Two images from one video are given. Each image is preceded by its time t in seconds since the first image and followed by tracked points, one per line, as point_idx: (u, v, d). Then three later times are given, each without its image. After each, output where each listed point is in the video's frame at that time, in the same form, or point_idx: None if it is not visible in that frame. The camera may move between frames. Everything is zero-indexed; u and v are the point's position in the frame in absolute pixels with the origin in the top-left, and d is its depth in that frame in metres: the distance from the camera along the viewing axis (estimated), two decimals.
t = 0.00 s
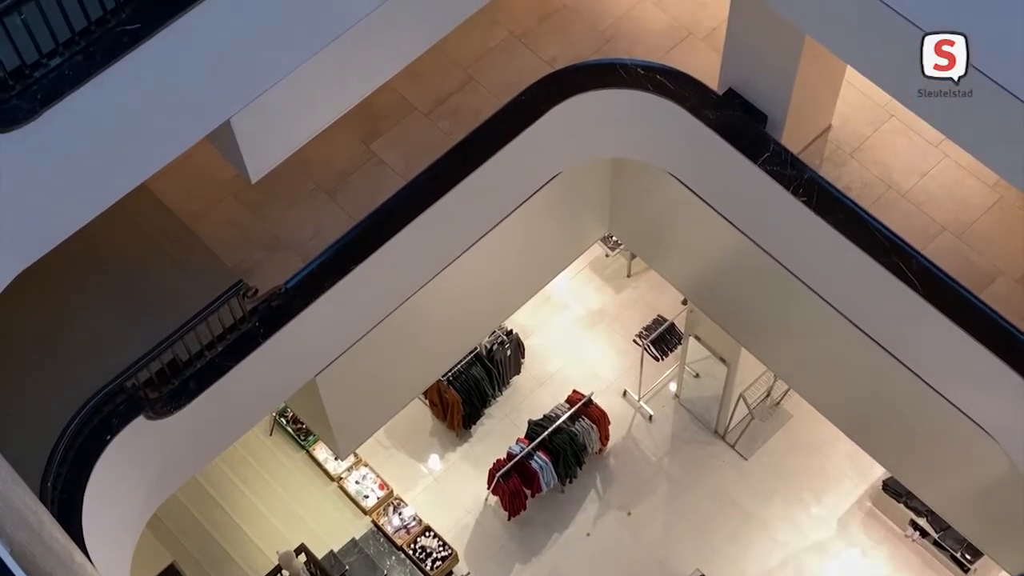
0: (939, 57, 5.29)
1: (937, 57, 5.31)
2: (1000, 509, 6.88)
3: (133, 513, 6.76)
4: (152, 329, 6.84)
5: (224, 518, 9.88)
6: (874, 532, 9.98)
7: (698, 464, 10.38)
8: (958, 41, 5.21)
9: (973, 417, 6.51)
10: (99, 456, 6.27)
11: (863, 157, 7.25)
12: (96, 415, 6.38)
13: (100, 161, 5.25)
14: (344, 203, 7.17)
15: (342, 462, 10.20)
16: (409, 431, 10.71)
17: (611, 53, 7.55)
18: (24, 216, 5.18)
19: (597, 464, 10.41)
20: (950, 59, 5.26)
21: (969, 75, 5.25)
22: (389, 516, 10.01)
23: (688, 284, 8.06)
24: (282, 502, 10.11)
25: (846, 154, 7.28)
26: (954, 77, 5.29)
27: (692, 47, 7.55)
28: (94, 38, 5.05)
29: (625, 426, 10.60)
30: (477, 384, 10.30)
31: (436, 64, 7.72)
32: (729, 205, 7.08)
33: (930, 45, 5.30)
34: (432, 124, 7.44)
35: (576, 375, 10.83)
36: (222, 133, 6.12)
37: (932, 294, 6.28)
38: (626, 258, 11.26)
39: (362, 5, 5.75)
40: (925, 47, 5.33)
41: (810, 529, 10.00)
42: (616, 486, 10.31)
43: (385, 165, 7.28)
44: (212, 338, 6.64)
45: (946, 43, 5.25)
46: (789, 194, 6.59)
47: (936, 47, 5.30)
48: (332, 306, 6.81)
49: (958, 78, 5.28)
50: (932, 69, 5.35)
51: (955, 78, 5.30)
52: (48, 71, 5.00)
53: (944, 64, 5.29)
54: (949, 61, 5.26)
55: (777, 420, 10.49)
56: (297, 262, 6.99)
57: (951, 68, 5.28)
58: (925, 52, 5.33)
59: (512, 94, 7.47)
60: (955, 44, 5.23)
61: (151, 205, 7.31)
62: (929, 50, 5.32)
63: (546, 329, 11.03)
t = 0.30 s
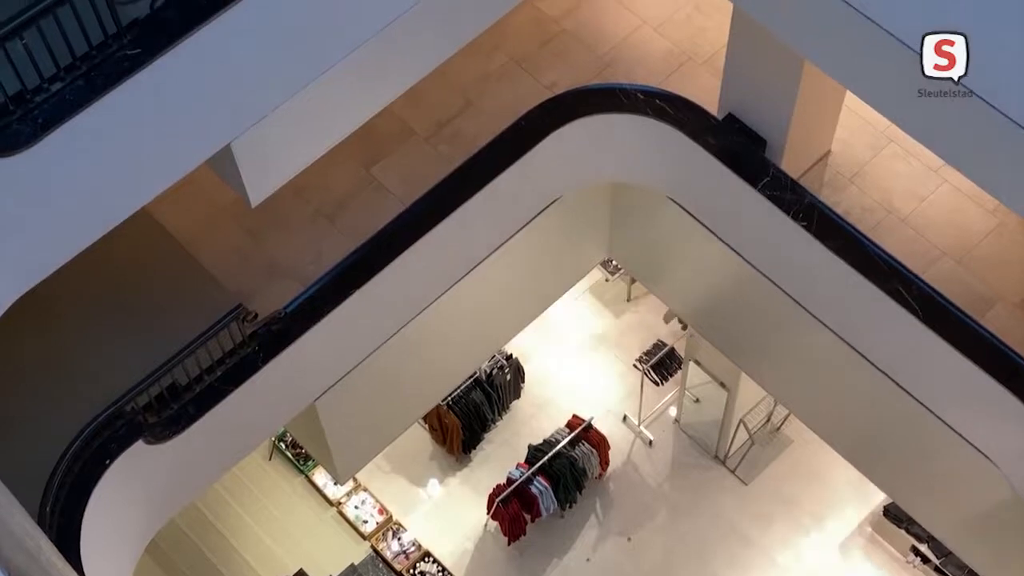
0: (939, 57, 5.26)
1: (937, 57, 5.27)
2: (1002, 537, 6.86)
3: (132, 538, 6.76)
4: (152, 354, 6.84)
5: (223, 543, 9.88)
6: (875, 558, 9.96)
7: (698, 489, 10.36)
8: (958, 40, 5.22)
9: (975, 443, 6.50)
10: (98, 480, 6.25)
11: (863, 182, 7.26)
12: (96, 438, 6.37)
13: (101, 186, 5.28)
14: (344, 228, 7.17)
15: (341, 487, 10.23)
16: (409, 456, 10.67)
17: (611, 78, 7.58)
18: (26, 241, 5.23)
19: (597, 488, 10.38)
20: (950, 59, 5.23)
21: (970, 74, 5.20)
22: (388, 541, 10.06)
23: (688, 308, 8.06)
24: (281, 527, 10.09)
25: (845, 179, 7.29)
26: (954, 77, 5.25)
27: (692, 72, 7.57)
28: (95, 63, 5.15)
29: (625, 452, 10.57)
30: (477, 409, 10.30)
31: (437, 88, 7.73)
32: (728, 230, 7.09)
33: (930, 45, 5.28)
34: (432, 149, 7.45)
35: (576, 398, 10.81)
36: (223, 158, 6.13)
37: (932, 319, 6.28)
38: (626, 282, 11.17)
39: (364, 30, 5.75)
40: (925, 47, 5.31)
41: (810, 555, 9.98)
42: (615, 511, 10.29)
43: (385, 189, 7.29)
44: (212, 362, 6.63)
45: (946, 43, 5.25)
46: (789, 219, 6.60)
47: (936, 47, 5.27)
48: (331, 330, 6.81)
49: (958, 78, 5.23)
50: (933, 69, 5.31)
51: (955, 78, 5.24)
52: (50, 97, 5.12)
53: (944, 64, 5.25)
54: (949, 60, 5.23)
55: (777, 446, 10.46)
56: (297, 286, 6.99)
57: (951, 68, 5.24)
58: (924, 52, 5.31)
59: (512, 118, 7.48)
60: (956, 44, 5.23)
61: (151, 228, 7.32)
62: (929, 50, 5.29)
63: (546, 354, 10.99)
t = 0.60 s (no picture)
0: (939, 56, 5.16)
1: (937, 57, 5.18)
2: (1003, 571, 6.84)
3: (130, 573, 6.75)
4: (151, 386, 6.84)
5: None
6: None
7: (698, 519, 10.34)
8: (958, 41, 5.05)
9: (976, 475, 6.49)
10: (96, 512, 6.22)
11: (861, 214, 7.28)
12: (94, 469, 6.34)
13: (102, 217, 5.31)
14: (344, 259, 7.18)
15: (340, 519, 10.25)
16: (408, 488, 10.64)
17: (611, 110, 7.62)
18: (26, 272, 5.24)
19: (596, 519, 10.36)
20: (950, 59, 5.14)
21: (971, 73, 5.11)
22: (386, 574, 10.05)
23: (688, 340, 8.07)
24: (281, 561, 10.00)
25: (844, 211, 7.31)
26: (954, 77, 5.17)
27: (691, 104, 7.61)
28: (97, 94, 5.18)
29: (624, 483, 10.56)
30: (477, 440, 10.30)
31: (436, 119, 7.76)
32: (728, 262, 7.10)
33: (931, 45, 5.14)
34: (432, 180, 7.47)
35: (576, 428, 10.80)
36: (223, 191, 6.14)
37: (932, 350, 6.27)
38: (626, 313, 11.16)
39: (364, 61, 5.79)
40: (925, 47, 5.17)
41: None
42: (615, 542, 10.26)
43: (385, 220, 7.30)
44: (211, 393, 6.62)
45: (946, 43, 5.11)
46: (788, 250, 6.61)
47: (936, 46, 5.14)
48: (331, 360, 6.81)
49: (957, 77, 5.15)
50: (933, 69, 5.23)
51: (955, 78, 5.17)
52: (51, 127, 5.13)
53: (944, 64, 5.18)
54: (949, 60, 5.14)
55: (777, 477, 10.45)
56: (297, 317, 6.99)
57: (952, 67, 5.16)
58: (924, 52, 5.19)
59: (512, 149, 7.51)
60: (955, 44, 5.08)
61: (151, 260, 7.33)
62: (929, 50, 5.17)
63: (546, 384, 10.99)
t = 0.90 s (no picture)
0: (939, 57, 5.28)
1: (937, 57, 5.29)
2: None
3: None
4: (150, 416, 6.83)
5: None
6: None
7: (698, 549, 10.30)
8: (958, 41, 5.19)
9: (977, 507, 6.47)
10: (91, 543, 6.16)
11: (859, 244, 7.30)
12: (90, 501, 6.29)
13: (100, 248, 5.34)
14: (343, 289, 7.18)
15: (338, 550, 10.23)
16: (406, 519, 10.61)
17: (609, 140, 7.65)
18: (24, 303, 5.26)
19: (596, 549, 10.32)
20: (950, 59, 5.25)
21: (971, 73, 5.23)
22: None
23: (687, 371, 8.07)
24: None
25: (842, 241, 7.33)
26: (954, 77, 5.27)
27: (689, 134, 7.64)
28: (96, 125, 5.20)
29: (623, 513, 10.53)
30: (475, 470, 10.29)
31: (436, 149, 7.79)
32: (727, 292, 7.10)
33: (931, 45, 5.27)
34: (431, 210, 7.49)
35: (575, 457, 10.78)
36: (222, 222, 6.15)
37: (931, 380, 6.26)
38: (623, 343, 11.22)
39: (362, 92, 5.84)
40: (924, 47, 5.30)
41: None
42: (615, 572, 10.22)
43: (384, 250, 7.32)
44: (209, 424, 6.61)
45: (945, 43, 5.25)
46: (785, 280, 6.61)
47: (936, 46, 5.27)
48: (330, 389, 6.81)
49: (957, 78, 5.25)
50: (933, 69, 5.34)
51: (955, 78, 5.27)
52: (50, 158, 5.15)
53: (944, 64, 5.28)
54: (949, 60, 5.26)
55: (777, 508, 10.42)
56: (296, 347, 7.00)
57: (951, 68, 5.27)
58: (924, 53, 5.30)
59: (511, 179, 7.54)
60: (955, 44, 5.22)
61: (150, 291, 7.33)
62: (929, 50, 5.29)
63: (546, 414, 10.97)
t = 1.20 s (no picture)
0: (939, 57, 5.26)
1: (937, 57, 5.28)
2: None
3: None
4: (147, 453, 6.81)
5: None
6: None
7: None
8: (959, 40, 5.22)
9: (978, 544, 6.44)
10: None
11: (858, 280, 7.31)
12: (87, 536, 6.26)
13: (100, 284, 5.35)
14: (342, 323, 7.19)
15: None
16: (405, 555, 10.56)
17: (608, 175, 7.68)
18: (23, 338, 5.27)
19: None
20: (951, 59, 5.25)
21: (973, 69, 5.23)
22: None
23: (686, 406, 8.07)
24: None
25: (841, 276, 7.34)
26: (954, 77, 5.26)
27: (687, 169, 7.67)
28: (96, 160, 5.19)
29: (622, 549, 10.49)
30: (473, 506, 10.27)
31: (435, 183, 7.81)
32: (726, 326, 7.10)
33: (931, 45, 5.26)
34: (431, 244, 7.50)
35: (574, 491, 10.74)
36: (222, 257, 6.15)
37: (930, 417, 6.25)
38: (622, 379, 11.29)
39: (360, 128, 5.86)
40: (924, 47, 5.28)
41: None
42: None
43: (383, 285, 7.32)
44: (207, 459, 6.60)
45: (946, 43, 5.24)
46: (784, 315, 6.62)
47: (936, 44, 5.26)
48: (329, 424, 6.80)
49: (957, 78, 5.24)
50: (931, 71, 5.31)
51: (955, 78, 5.26)
52: (50, 194, 5.14)
53: (944, 64, 5.27)
54: (949, 60, 5.25)
55: (776, 544, 10.40)
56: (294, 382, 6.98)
57: (951, 68, 5.25)
58: (924, 53, 5.28)
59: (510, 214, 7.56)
60: (955, 44, 5.23)
61: (149, 326, 7.33)
62: (929, 50, 5.27)
63: (545, 449, 10.97)
